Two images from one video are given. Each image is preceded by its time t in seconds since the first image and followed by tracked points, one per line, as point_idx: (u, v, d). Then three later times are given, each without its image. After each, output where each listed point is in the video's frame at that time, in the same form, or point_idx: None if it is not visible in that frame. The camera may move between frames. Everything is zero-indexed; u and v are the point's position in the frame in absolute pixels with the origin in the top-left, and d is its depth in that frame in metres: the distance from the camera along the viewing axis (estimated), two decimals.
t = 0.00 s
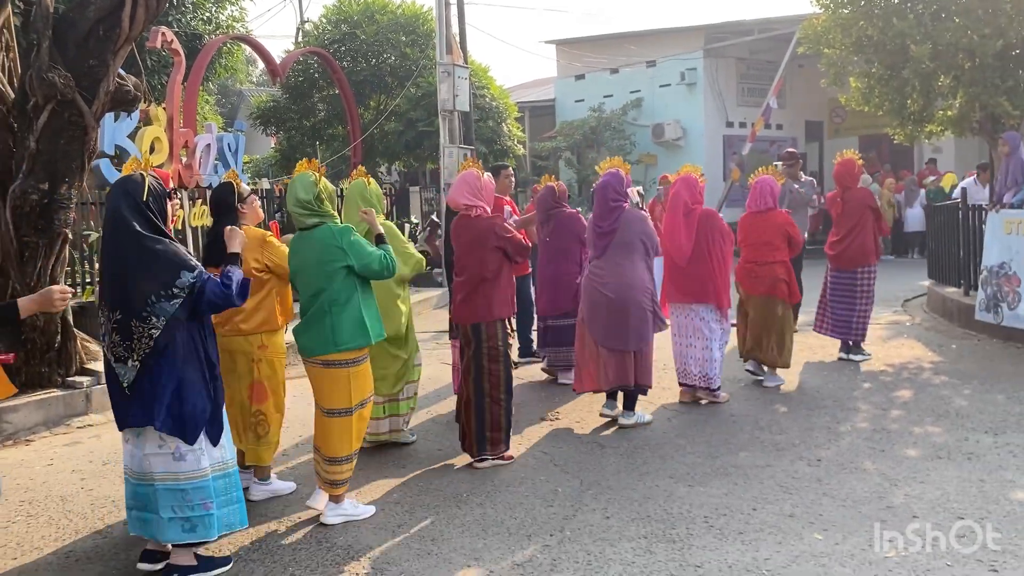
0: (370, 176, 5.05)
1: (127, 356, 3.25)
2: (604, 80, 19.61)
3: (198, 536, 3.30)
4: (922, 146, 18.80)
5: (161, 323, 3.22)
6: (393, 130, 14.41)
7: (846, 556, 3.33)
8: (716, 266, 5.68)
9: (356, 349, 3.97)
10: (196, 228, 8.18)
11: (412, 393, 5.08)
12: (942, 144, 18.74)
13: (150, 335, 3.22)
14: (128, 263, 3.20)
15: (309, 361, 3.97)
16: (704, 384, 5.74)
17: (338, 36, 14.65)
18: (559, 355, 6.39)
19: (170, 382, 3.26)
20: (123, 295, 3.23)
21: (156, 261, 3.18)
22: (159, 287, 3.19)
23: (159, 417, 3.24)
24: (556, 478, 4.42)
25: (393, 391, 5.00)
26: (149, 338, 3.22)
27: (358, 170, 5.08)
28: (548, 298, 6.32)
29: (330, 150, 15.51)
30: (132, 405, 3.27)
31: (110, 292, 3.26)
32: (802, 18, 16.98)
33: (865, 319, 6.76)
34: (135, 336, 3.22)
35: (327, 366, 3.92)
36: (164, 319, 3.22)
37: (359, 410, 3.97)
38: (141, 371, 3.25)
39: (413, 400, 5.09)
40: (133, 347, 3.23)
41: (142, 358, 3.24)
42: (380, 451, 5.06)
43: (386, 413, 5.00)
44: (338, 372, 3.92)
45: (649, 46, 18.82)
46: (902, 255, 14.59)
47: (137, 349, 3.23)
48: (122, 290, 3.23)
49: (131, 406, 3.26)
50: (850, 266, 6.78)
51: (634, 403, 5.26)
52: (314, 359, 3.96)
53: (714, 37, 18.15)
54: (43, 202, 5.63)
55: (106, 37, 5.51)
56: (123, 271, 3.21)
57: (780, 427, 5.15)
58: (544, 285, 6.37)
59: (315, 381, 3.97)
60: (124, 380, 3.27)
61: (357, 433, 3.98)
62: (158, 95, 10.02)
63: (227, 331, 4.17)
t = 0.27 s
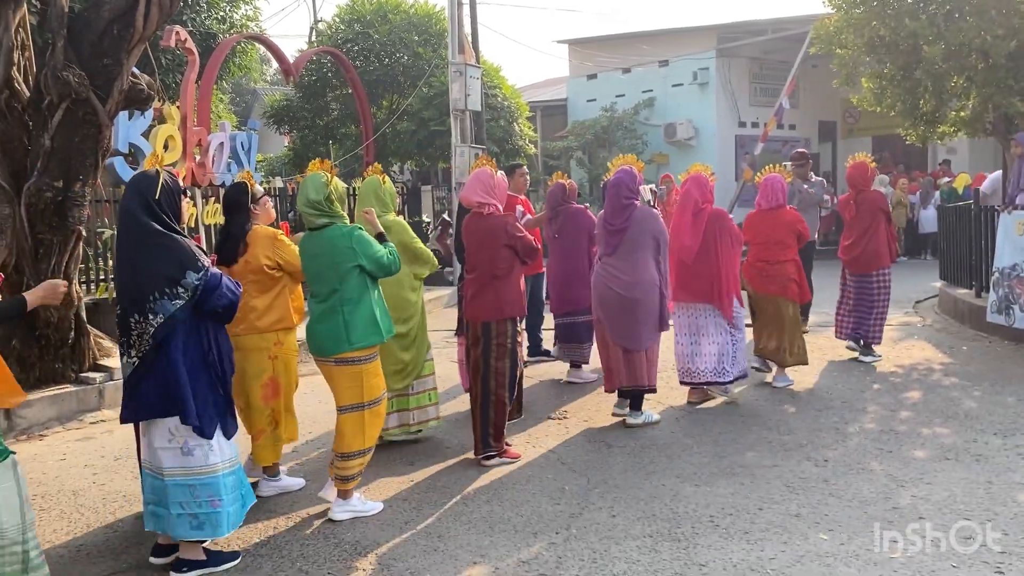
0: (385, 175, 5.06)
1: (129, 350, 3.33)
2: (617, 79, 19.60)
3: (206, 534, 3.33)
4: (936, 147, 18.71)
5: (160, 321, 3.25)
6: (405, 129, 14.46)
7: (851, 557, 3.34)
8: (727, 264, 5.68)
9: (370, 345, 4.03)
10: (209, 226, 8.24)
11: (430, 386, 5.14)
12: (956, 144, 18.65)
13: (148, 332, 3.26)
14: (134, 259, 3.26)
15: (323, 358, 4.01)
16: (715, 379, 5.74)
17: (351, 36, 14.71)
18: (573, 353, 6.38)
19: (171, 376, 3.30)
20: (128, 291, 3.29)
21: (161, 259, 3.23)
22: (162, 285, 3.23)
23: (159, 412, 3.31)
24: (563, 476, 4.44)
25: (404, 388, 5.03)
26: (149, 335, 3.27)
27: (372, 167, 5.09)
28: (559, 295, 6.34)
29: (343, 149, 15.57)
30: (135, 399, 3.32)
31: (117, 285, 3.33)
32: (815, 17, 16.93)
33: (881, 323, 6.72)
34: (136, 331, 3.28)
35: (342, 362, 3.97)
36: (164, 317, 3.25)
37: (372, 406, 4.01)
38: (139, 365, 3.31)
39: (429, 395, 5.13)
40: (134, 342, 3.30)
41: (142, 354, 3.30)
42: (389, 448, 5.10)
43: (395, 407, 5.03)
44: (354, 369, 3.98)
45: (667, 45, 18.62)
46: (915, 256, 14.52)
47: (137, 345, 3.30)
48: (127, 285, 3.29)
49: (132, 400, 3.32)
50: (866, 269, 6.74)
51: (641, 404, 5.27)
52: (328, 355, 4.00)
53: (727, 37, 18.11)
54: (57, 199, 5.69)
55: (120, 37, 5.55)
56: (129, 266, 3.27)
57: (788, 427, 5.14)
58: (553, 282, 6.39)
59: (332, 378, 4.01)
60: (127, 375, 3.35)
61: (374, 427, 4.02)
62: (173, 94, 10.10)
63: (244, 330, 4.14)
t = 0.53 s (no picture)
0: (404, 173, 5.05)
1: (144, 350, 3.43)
2: (635, 79, 19.55)
3: (213, 530, 3.38)
4: (958, 147, 18.54)
5: (173, 324, 3.33)
6: (423, 128, 14.51)
7: (859, 558, 3.33)
8: (741, 266, 5.65)
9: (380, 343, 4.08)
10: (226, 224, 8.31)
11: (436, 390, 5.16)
12: (978, 145, 18.47)
13: (161, 334, 3.35)
14: (147, 263, 3.35)
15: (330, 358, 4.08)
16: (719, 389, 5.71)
17: (369, 35, 14.79)
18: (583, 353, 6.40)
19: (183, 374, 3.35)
20: (142, 294, 3.39)
21: (172, 264, 3.32)
22: (173, 287, 3.32)
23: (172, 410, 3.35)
24: (573, 475, 4.45)
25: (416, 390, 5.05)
26: (161, 337, 3.35)
27: (391, 165, 5.07)
28: (565, 296, 6.36)
29: (360, 148, 15.64)
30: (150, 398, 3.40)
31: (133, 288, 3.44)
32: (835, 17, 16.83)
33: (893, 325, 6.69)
34: (149, 333, 3.38)
35: (348, 365, 4.04)
36: (176, 320, 3.33)
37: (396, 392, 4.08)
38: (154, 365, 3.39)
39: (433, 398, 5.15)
40: (148, 342, 3.40)
41: (155, 354, 3.38)
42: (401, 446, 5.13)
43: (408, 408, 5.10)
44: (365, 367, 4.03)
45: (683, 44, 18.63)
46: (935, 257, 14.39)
47: (150, 345, 3.39)
48: (142, 288, 3.39)
49: (148, 398, 3.40)
50: (875, 267, 6.71)
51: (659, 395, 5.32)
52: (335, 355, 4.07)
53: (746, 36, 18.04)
54: (76, 197, 5.75)
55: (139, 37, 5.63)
56: (143, 270, 3.37)
57: (800, 428, 5.13)
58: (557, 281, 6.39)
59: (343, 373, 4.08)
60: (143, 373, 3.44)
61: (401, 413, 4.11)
62: (192, 93, 10.20)
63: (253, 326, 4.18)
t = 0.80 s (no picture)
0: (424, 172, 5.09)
1: (172, 341, 3.49)
2: (658, 78, 19.50)
3: (235, 514, 3.45)
4: (985, 148, 18.32)
5: (203, 313, 3.41)
6: (445, 128, 14.57)
7: (870, 559, 3.34)
8: (759, 267, 5.65)
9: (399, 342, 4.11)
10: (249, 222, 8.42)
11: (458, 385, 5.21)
12: (1006, 145, 18.24)
13: (191, 324, 3.43)
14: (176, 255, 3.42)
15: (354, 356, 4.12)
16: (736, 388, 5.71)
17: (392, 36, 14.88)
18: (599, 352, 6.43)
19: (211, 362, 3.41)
20: (171, 285, 3.46)
21: (200, 254, 3.38)
22: (202, 278, 3.39)
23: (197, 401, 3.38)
24: (588, 473, 4.48)
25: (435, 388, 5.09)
26: (191, 326, 3.43)
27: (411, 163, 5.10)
28: (581, 292, 6.39)
29: (383, 147, 15.73)
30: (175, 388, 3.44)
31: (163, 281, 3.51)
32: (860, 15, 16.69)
33: (907, 326, 6.69)
34: (179, 323, 3.45)
35: (371, 361, 4.07)
36: (206, 308, 3.41)
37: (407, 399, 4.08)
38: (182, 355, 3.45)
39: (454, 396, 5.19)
40: (177, 333, 3.46)
41: (183, 344, 3.45)
42: (419, 442, 5.17)
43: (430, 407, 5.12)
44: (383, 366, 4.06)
45: (706, 43, 18.53)
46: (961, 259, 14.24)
47: (179, 336, 3.46)
48: (171, 280, 3.46)
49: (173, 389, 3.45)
50: (891, 269, 6.69)
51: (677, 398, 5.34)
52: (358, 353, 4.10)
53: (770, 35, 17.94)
54: (102, 195, 5.87)
55: (163, 38, 5.72)
56: (172, 262, 3.44)
57: (816, 429, 5.13)
58: (574, 278, 6.42)
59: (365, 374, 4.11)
60: (170, 364, 3.50)
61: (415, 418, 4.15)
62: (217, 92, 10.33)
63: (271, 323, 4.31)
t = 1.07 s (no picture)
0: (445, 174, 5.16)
1: (203, 342, 3.55)
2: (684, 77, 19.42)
3: (274, 513, 3.54)
4: (1018, 147, 18.04)
5: (231, 318, 3.46)
6: (470, 126, 14.62)
7: (888, 559, 3.33)
8: (782, 272, 5.62)
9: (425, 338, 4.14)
10: (275, 221, 8.51)
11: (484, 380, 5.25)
12: None
13: (221, 328, 3.48)
14: (205, 261, 3.45)
15: (378, 352, 4.15)
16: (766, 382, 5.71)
17: (418, 35, 14.95)
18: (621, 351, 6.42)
19: (241, 365, 3.48)
20: (201, 290, 3.50)
21: (230, 261, 3.41)
22: (230, 285, 3.43)
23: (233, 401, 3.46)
24: (607, 472, 4.50)
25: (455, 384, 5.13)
26: (221, 329, 3.48)
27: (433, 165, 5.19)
28: (606, 294, 6.41)
29: (408, 146, 15.81)
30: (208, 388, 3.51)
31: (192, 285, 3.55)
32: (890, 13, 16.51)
33: (933, 328, 6.59)
34: (209, 326, 3.50)
35: (395, 356, 4.08)
36: (233, 315, 3.45)
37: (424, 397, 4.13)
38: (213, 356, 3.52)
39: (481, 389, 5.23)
40: (208, 335, 3.52)
41: (214, 346, 3.51)
42: (440, 439, 5.22)
43: (453, 402, 5.15)
44: (407, 362, 4.09)
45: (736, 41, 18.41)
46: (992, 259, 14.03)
47: (211, 338, 3.51)
48: (200, 285, 3.50)
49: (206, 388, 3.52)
50: (922, 270, 6.66)
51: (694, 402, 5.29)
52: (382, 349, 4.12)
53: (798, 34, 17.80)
54: (131, 193, 5.96)
55: (192, 38, 5.81)
56: (200, 267, 3.48)
57: (838, 430, 5.10)
58: (601, 279, 6.44)
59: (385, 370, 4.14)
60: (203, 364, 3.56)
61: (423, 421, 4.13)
62: (244, 92, 10.45)
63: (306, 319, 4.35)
